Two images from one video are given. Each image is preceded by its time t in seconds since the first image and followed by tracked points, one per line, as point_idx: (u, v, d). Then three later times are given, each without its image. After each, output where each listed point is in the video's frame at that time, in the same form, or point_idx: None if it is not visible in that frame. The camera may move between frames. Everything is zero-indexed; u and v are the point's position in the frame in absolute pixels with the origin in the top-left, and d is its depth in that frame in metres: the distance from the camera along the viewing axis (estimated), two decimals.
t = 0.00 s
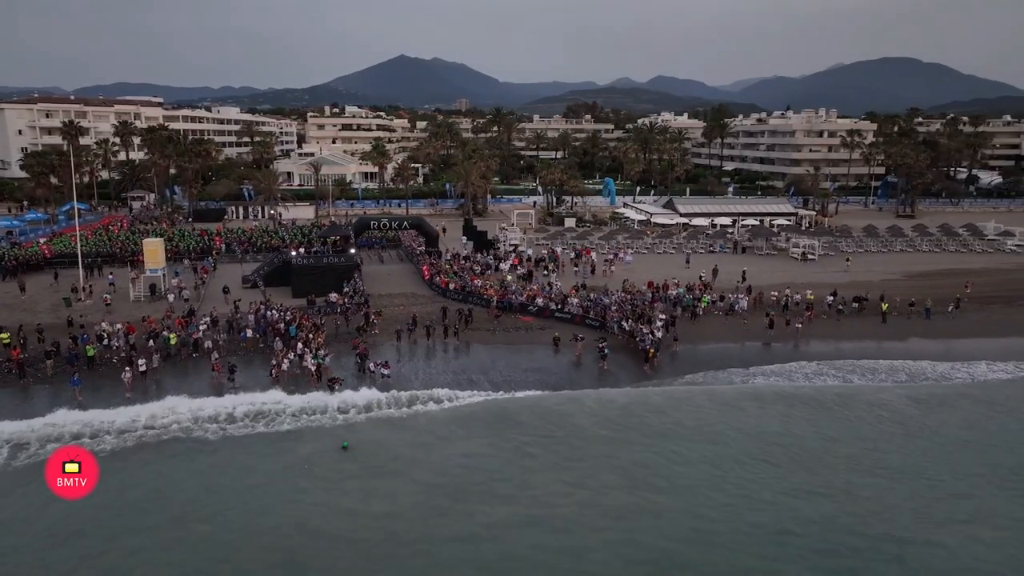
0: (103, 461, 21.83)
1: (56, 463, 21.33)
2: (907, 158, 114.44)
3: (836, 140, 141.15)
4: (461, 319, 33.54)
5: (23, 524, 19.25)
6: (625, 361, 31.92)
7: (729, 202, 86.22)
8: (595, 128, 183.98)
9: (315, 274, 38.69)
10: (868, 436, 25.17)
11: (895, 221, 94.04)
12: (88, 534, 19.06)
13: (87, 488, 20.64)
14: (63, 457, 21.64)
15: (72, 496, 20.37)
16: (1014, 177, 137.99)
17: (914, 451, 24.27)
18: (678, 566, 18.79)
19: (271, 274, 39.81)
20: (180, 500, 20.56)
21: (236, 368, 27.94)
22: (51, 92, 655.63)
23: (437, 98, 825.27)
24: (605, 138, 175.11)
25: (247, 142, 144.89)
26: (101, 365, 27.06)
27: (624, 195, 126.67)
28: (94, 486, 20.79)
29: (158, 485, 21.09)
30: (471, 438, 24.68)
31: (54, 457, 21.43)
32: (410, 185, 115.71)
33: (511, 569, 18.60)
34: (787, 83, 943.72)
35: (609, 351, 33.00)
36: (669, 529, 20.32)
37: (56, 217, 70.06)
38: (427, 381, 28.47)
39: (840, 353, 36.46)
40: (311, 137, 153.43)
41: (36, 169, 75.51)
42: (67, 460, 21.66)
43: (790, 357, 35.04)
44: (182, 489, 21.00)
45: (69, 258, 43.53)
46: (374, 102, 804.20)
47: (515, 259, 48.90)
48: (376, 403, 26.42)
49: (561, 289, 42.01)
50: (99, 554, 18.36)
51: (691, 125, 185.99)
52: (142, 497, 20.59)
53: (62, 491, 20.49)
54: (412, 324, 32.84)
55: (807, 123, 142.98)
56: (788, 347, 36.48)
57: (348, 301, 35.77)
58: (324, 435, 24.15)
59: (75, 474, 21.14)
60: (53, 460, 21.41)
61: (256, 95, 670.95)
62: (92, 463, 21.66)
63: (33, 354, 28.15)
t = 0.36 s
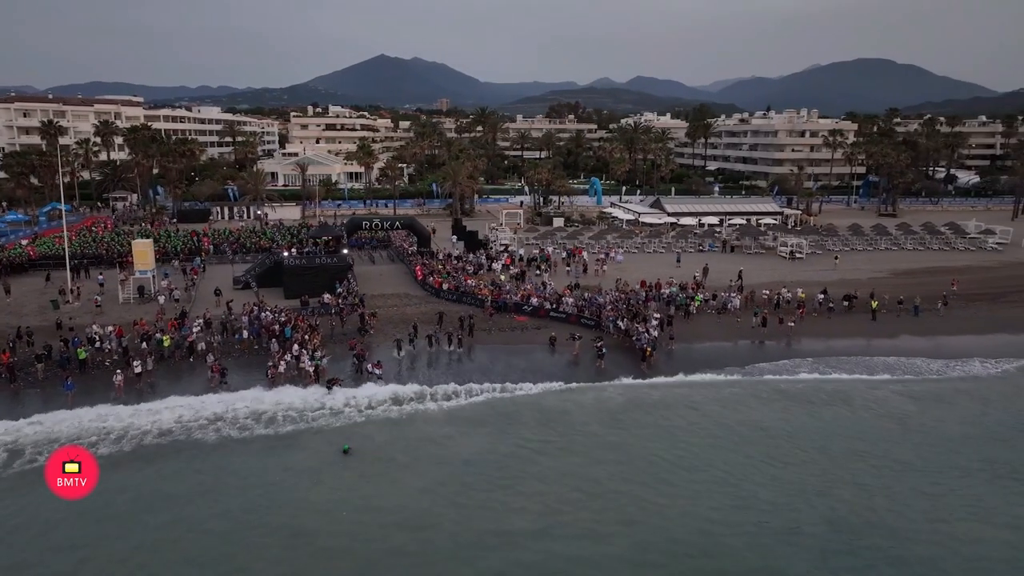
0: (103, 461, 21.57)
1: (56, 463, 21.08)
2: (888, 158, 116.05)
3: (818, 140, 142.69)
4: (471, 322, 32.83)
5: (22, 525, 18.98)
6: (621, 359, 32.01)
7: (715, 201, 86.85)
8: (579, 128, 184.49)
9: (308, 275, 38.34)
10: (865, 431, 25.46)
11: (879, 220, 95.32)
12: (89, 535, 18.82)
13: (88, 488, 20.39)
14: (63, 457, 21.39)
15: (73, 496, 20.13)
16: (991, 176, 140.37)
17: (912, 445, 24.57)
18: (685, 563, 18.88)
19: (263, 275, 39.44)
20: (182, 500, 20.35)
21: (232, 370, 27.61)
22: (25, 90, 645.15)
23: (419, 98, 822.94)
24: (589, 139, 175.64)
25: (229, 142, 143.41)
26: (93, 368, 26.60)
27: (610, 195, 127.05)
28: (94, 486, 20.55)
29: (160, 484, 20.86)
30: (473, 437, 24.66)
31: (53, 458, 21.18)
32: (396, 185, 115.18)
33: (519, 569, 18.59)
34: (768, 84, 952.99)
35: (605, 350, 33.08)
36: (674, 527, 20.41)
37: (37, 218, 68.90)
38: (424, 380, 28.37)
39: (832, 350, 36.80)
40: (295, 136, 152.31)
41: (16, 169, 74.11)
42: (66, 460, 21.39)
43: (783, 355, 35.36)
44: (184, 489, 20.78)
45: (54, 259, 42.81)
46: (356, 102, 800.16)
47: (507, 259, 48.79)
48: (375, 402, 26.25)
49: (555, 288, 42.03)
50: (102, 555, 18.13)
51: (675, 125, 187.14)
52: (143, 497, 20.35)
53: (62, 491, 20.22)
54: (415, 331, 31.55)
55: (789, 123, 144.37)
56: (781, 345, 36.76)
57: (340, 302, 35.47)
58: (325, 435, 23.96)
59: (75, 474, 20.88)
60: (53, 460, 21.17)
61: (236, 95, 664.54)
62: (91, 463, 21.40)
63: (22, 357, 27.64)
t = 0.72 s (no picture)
0: (103, 461, 21.30)
1: (56, 464, 20.81)
2: (866, 158, 117.75)
3: (797, 140, 144.43)
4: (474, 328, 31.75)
5: (22, 527, 18.71)
6: (617, 357, 32.15)
7: (699, 200, 87.57)
8: (561, 128, 184.89)
9: (298, 276, 37.93)
10: (861, 425, 25.85)
11: (858, 218, 96.64)
12: (92, 536, 18.58)
13: (88, 488, 20.16)
14: (63, 458, 21.13)
15: (73, 496, 19.88)
16: (965, 176, 143.23)
17: (906, 436, 25.07)
18: (692, 557, 19.06)
19: (252, 276, 38.94)
20: (184, 499, 20.14)
21: (226, 372, 27.23)
22: None
23: (398, 97, 818.36)
24: (571, 139, 176.03)
25: (207, 141, 141.53)
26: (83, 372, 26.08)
27: (593, 194, 127.38)
28: (95, 487, 20.28)
29: (162, 484, 20.62)
30: (475, 435, 24.64)
31: (53, 459, 20.95)
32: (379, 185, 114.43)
33: (528, 565, 18.63)
34: (744, 84, 962.68)
35: (600, 348, 33.20)
36: (680, 521, 20.56)
37: (13, 220, 67.37)
38: (420, 379, 28.21)
39: (822, 347, 37.21)
40: (274, 136, 150.70)
41: None
42: (67, 460, 21.14)
43: (775, 352, 35.74)
44: (186, 487, 20.57)
45: (35, 261, 41.89)
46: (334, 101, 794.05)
47: (497, 259, 48.75)
48: (373, 400, 26.04)
49: (547, 288, 42.05)
50: (106, 556, 17.92)
51: (656, 124, 188.27)
52: (145, 497, 20.11)
53: (62, 492, 19.98)
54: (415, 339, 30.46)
55: (768, 123, 145.88)
56: (772, 342, 37.13)
57: (331, 302, 35.14)
58: (325, 434, 23.70)
59: (75, 473, 20.62)
60: (53, 461, 20.92)
61: (212, 94, 656.00)
62: (92, 463, 21.12)
63: (9, 361, 27.00)
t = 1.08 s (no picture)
0: (103, 461, 21.10)
1: (55, 464, 20.64)
2: (839, 157, 119.75)
3: (771, 140, 146.47)
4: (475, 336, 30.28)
5: (23, 525, 18.55)
6: (609, 355, 32.30)
7: (678, 199, 88.39)
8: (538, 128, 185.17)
9: (283, 277, 37.40)
10: (853, 417, 26.39)
11: (833, 217, 98.31)
12: (96, 535, 18.47)
13: (88, 488, 20.01)
14: (63, 458, 20.97)
15: (73, 496, 19.72)
16: (933, 174, 146.51)
17: (895, 426, 25.74)
18: (696, 546, 19.30)
19: (237, 277, 38.32)
20: (186, 497, 19.98)
21: (215, 374, 26.72)
22: None
23: (372, 97, 812.66)
24: (548, 139, 176.35)
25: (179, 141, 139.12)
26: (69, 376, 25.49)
27: (572, 194, 127.74)
28: (95, 486, 20.12)
29: (163, 482, 20.44)
30: (474, 430, 24.62)
31: (54, 458, 20.79)
32: (357, 185, 113.47)
33: (534, 555, 18.83)
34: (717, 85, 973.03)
35: (592, 347, 33.31)
36: (682, 512, 20.81)
37: None
38: (413, 378, 28.02)
39: (809, 343, 37.72)
40: (249, 136, 148.70)
41: None
42: (66, 460, 20.97)
43: (763, 348, 36.16)
44: (188, 485, 20.42)
45: (11, 264, 40.86)
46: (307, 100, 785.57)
47: (484, 258, 48.63)
48: (369, 399, 25.80)
49: (536, 287, 41.99)
50: (111, 555, 17.81)
51: (632, 124, 189.51)
52: (146, 495, 19.96)
53: (62, 491, 19.83)
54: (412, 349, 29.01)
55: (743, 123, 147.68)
56: (759, 339, 37.59)
57: (319, 304, 34.73)
58: (323, 433, 23.42)
59: (75, 473, 20.47)
60: (52, 461, 20.74)
61: (181, 93, 644.61)
62: (92, 463, 20.94)
63: None
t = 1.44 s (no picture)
0: (104, 460, 20.98)
1: (56, 463, 20.51)
2: (809, 156, 121.88)
3: (741, 139, 148.70)
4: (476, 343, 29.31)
5: (23, 526, 18.39)
6: (599, 353, 32.52)
7: (654, 198, 89.22)
8: (511, 127, 185.39)
9: (266, 279, 36.84)
10: (841, 410, 26.96)
11: (805, 215, 100.08)
12: (100, 536, 18.36)
13: (89, 488, 19.84)
14: (63, 458, 20.82)
15: (73, 496, 19.55)
16: (899, 173, 149.91)
17: (880, 416, 26.58)
18: (697, 538, 19.59)
19: (218, 279, 37.62)
20: (187, 498, 19.82)
21: (203, 378, 26.28)
22: None
23: (341, 97, 804.50)
24: (522, 139, 176.63)
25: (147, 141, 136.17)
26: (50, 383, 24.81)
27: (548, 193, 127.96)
28: (95, 486, 19.96)
29: (163, 483, 20.29)
30: (472, 428, 24.65)
31: (53, 458, 20.64)
32: (332, 185, 112.19)
33: (540, 546, 19.16)
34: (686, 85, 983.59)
35: (582, 344, 33.47)
36: (682, 504, 21.10)
37: None
38: (406, 377, 27.83)
39: (792, 338, 38.33)
40: (218, 135, 146.05)
41: None
42: (66, 460, 20.81)
43: (748, 345, 36.67)
44: (189, 486, 20.27)
45: None
46: (275, 99, 774.66)
47: (467, 257, 48.51)
48: (364, 400, 25.61)
49: (523, 287, 41.92)
50: (118, 555, 17.75)
51: (605, 124, 190.79)
52: (147, 495, 19.80)
53: (62, 491, 19.68)
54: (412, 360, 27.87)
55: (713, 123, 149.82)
56: (743, 335, 38.14)
57: (305, 305, 34.27)
58: (320, 434, 23.21)
59: (75, 473, 20.29)
60: (53, 461, 20.58)
61: (145, 92, 631.24)
62: (92, 463, 20.80)
63: None
